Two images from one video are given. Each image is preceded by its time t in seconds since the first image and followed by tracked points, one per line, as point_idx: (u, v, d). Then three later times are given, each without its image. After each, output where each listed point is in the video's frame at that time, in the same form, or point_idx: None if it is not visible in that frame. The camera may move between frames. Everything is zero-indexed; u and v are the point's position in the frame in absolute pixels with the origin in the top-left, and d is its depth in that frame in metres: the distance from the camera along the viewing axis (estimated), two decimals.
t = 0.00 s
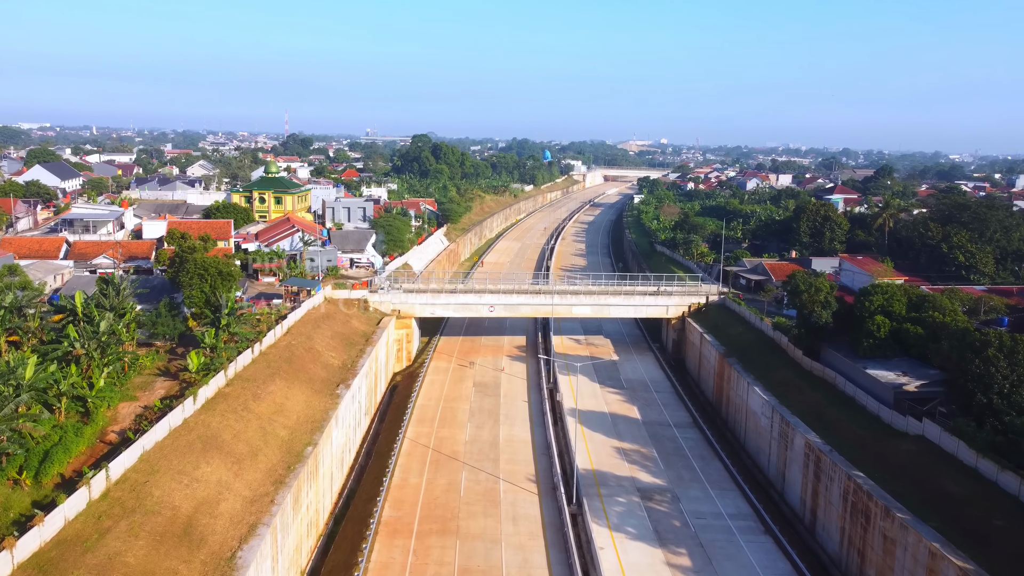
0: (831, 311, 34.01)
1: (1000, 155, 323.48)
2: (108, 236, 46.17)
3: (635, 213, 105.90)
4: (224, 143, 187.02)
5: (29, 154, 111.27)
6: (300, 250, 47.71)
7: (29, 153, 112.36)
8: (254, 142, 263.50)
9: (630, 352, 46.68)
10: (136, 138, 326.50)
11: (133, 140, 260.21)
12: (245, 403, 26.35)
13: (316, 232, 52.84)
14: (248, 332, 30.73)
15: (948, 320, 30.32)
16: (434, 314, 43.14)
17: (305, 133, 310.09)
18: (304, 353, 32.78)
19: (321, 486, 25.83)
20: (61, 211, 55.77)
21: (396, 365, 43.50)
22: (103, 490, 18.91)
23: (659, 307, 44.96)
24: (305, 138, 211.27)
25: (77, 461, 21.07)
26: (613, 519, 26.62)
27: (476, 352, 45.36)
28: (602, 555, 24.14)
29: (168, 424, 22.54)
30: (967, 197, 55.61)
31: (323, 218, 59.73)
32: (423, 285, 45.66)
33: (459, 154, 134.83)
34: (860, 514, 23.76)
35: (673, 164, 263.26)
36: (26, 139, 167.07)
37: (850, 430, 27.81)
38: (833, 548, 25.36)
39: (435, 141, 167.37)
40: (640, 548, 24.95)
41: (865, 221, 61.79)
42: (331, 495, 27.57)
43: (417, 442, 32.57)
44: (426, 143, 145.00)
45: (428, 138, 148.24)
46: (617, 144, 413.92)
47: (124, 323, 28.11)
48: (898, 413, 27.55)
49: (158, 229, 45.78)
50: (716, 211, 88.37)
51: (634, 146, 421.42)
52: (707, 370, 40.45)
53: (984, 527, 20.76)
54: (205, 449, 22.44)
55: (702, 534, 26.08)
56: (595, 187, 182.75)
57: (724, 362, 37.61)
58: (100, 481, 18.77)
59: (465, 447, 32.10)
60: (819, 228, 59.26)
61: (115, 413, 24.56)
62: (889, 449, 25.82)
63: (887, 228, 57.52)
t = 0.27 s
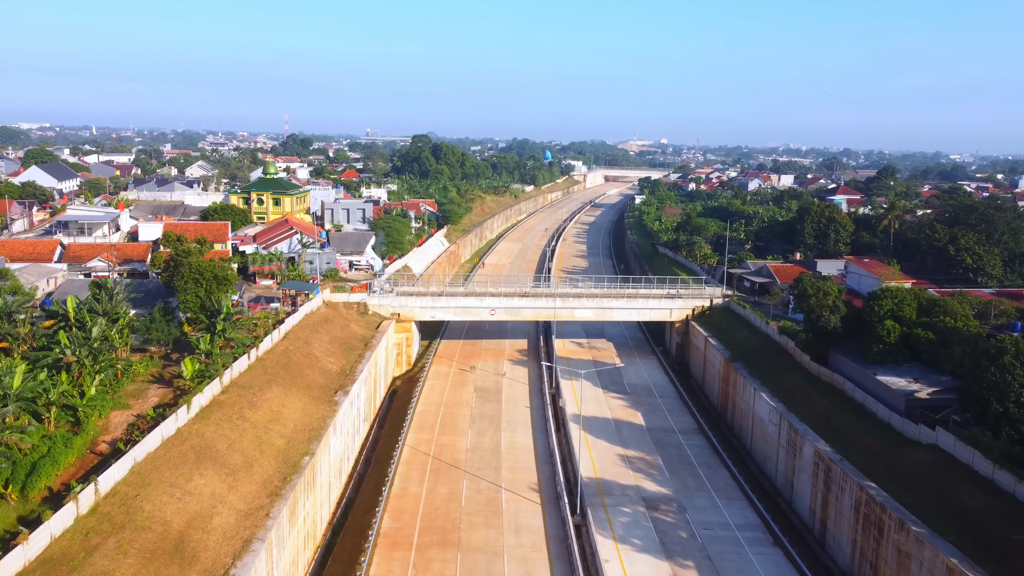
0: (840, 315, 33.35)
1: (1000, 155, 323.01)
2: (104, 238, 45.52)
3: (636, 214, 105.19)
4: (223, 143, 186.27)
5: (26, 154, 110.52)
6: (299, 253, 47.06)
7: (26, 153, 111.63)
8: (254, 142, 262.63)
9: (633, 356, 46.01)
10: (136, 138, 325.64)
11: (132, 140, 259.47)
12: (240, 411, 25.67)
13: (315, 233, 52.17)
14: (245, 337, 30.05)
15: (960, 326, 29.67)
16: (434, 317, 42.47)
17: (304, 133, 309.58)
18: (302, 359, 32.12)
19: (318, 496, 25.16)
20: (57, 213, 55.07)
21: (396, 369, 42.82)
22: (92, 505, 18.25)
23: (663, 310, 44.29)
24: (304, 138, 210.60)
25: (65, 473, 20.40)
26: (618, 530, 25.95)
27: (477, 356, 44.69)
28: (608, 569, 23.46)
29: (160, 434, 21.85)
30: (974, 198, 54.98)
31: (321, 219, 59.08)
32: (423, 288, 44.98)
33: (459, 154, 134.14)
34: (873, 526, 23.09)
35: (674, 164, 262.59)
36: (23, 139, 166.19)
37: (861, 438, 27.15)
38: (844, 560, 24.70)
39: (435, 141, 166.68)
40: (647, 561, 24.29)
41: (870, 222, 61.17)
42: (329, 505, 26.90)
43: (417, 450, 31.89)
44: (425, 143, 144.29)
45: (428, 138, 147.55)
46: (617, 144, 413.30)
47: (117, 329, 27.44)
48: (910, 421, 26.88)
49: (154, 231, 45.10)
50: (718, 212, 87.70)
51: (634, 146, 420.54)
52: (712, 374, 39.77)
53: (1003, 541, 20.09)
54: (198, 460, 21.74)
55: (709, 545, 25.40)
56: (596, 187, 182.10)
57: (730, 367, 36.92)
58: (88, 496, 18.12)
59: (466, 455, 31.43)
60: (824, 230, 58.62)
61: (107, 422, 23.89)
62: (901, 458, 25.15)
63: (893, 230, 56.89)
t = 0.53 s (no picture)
0: (847, 319, 32.78)
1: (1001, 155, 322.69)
2: (100, 240, 44.98)
3: (637, 214, 104.62)
4: (222, 142, 185.60)
5: (24, 154, 109.82)
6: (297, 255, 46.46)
7: (24, 152, 110.93)
8: (253, 142, 262.07)
9: (635, 360, 45.46)
10: (135, 138, 325.10)
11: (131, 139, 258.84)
12: (236, 418, 25.11)
13: (314, 235, 51.64)
14: (241, 343, 29.48)
15: (970, 330, 29.09)
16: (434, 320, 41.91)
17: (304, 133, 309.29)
18: (299, 364, 31.55)
19: (316, 506, 24.60)
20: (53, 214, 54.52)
21: (396, 373, 42.25)
22: (81, 518, 17.70)
23: (666, 314, 43.73)
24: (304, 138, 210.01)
25: (54, 484, 19.83)
26: (623, 540, 25.39)
27: (478, 359, 44.14)
28: None
29: (153, 444, 21.29)
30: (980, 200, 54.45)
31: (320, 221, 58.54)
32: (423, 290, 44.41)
33: (459, 154, 133.55)
34: (884, 538, 22.54)
35: (674, 164, 262.03)
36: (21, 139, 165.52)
37: (870, 446, 26.58)
38: (853, 572, 24.12)
39: (435, 141, 165.86)
40: (652, 572, 23.73)
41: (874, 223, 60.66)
42: (327, 515, 26.32)
43: (417, 456, 31.32)
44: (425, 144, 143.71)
45: (428, 138, 146.97)
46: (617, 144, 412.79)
47: (111, 334, 26.87)
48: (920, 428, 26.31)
49: (150, 233, 44.58)
50: (720, 213, 87.17)
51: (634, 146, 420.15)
52: (716, 379, 39.20)
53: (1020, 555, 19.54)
54: (192, 471, 21.18)
55: (716, 556, 24.84)
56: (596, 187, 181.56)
57: (735, 372, 36.35)
58: (77, 509, 17.57)
59: (466, 462, 30.88)
60: (828, 231, 58.08)
61: (99, 431, 23.31)
62: (912, 467, 24.58)
63: (897, 232, 56.36)
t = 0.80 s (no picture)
0: (853, 324, 32.28)
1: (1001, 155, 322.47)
2: (97, 243, 44.53)
3: (638, 215, 104.13)
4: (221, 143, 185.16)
5: (22, 155, 109.24)
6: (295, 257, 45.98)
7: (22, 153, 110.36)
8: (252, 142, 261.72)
9: (637, 363, 44.98)
10: (133, 137, 324.65)
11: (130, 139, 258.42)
12: (232, 426, 24.64)
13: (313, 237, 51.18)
14: (238, 349, 28.99)
15: (980, 335, 28.61)
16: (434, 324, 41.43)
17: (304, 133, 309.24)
18: (297, 369, 31.08)
19: (313, 515, 24.13)
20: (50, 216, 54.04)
21: (395, 377, 41.79)
22: (71, 531, 17.24)
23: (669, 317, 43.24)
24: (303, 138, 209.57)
25: (45, 495, 19.36)
26: (626, 551, 24.92)
27: (478, 363, 43.68)
28: None
29: (147, 453, 20.80)
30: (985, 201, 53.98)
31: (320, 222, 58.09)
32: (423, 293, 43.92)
33: (459, 155, 133.04)
34: (893, 549, 22.07)
35: (675, 164, 261.53)
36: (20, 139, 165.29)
37: (878, 454, 26.11)
38: None
39: (435, 142, 165.37)
40: None
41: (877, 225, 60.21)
42: (325, 524, 25.84)
43: (417, 464, 30.83)
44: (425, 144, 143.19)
45: (428, 139, 146.48)
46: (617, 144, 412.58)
47: (106, 340, 26.40)
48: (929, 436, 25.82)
49: (147, 236, 44.13)
50: (722, 214, 86.70)
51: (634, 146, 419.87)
52: (720, 383, 38.70)
53: None
54: (187, 481, 20.72)
55: (721, 567, 24.39)
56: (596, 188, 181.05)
57: (738, 377, 35.85)
58: (67, 523, 17.12)
59: (467, 469, 30.41)
60: (831, 233, 57.62)
61: (93, 440, 22.84)
62: (921, 476, 24.10)
63: (901, 233, 55.90)
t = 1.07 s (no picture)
0: (858, 329, 31.89)
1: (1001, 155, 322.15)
2: (93, 246, 44.16)
3: (639, 216, 103.73)
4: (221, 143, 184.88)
5: (20, 156, 108.76)
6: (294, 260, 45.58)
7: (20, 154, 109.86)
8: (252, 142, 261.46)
9: (639, 367, 44.61)
10: (133, 137, 324.64)
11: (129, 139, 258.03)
12: (229, 434, 24.27)
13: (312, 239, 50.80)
14: (235, 355, 28.61)
15: (987, 342, 28.22)
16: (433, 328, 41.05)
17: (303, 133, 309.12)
18: (295, 375, 30.69)
19: (311, 525, 23.75)
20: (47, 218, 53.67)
21: (395, 382, 41.41)
22: (63, 545, 16.89)
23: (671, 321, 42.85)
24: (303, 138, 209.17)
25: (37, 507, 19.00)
26: (629, 561, 24.56)
27: (479, 367, 43.32)
28: None
29: (141, 464, 20.42)
30: (988, 203, 53.63)
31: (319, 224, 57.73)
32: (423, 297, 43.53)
33: (459, 155, 132.62)
34: (901, 560, 21.70)
35: (675, 165, 261.15)
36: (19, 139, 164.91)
37: (884, 462, 25.74)
38: None
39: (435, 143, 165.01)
40: None
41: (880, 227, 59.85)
42: (323, 533, 25.47)
43: (417, 471, 30.45)
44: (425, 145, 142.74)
45: (428, 139, 146.07)
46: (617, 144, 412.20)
47: (101, 347, 26.02)
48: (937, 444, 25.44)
49: (145, 239, 43.77)
50: (723, 216, 86.31)
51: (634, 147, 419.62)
52: (722, 388, 38.33)
53: None
54: (182, 492, 20.34)
55: None
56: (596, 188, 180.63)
57: (742, 382, 35.46)
58: (59, 537, 16.76)
59: (467, 476, 30.04)
60: (833, 235, 57.26)
61: (87, 449, 22.47)
62: (929, 485, 23.73)
63: (904, 236, 55.55)
